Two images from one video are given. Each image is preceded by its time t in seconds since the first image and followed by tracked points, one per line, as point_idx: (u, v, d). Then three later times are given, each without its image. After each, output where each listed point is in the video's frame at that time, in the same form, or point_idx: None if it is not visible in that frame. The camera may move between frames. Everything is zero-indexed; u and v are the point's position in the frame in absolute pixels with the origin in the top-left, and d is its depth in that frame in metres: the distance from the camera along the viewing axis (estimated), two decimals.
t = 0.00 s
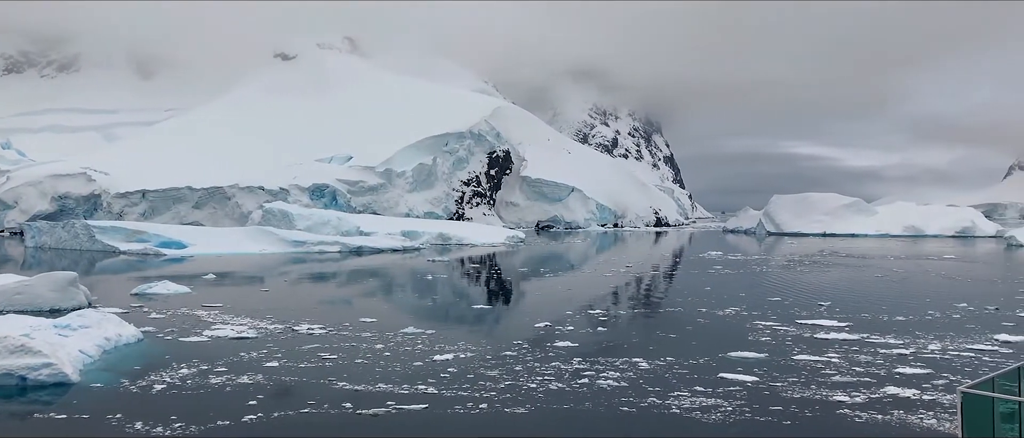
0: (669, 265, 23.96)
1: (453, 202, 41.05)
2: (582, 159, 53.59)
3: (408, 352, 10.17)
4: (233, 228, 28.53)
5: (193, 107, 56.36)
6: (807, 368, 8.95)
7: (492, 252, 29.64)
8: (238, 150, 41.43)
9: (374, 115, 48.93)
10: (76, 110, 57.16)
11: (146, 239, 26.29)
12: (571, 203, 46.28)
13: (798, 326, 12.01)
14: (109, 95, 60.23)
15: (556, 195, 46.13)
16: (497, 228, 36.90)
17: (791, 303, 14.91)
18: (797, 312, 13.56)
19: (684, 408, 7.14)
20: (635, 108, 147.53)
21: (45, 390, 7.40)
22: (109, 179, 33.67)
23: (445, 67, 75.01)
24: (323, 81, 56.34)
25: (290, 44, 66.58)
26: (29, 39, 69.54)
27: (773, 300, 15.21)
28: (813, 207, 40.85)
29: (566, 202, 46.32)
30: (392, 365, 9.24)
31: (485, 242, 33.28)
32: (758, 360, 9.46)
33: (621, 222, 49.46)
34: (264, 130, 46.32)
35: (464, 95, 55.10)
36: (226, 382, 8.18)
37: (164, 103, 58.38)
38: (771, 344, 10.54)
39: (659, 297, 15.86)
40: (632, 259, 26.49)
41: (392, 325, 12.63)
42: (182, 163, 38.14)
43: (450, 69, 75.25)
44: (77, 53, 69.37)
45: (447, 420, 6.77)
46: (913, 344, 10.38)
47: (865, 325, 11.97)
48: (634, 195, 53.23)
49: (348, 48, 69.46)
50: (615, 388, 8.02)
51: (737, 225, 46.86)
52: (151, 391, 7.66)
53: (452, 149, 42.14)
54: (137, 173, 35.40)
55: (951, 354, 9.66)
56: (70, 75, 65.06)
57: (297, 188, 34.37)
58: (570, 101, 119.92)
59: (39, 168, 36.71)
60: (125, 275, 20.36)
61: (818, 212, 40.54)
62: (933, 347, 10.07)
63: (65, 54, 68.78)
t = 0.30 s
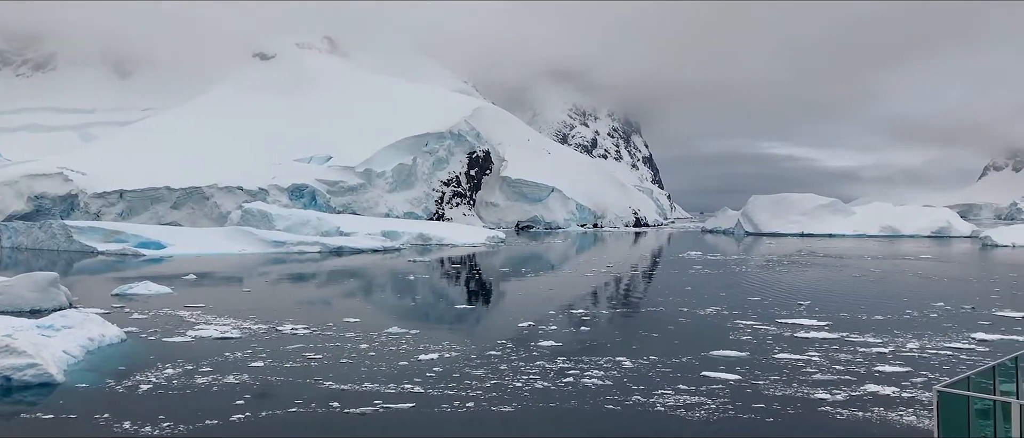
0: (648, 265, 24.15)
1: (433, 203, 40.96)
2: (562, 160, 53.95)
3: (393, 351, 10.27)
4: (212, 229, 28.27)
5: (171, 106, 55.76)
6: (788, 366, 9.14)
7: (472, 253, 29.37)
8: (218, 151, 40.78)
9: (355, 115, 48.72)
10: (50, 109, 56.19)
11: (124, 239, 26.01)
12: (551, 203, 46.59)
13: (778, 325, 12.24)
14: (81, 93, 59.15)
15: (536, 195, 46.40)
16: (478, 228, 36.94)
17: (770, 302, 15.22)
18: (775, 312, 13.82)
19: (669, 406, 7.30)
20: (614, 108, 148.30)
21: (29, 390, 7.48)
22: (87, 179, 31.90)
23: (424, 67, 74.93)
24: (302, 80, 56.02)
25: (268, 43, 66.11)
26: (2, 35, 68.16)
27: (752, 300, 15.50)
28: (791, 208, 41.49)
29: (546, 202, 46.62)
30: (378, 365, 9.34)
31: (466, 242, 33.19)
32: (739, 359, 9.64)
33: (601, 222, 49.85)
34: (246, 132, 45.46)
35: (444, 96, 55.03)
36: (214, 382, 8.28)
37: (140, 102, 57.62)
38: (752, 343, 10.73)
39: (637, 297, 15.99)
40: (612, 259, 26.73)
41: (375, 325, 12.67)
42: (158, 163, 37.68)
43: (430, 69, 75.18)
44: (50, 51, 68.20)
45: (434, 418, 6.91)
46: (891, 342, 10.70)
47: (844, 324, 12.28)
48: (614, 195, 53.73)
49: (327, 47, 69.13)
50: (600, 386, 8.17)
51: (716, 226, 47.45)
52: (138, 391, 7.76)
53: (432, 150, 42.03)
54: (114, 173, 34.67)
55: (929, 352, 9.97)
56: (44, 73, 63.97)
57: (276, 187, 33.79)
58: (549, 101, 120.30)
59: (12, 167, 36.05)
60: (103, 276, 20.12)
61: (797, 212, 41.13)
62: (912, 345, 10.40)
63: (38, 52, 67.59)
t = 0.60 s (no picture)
0: (628, 266, 24.25)
1: (413, 203, 40.48)
2: (543, 160, 54.24)
3: (378, 351, 10.28)
4: (193, 229, 27.98)
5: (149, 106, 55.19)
6: (771, 364, 9.23)
7: (453, 253, 29.17)
8: (197, 151, 40.41)
9: (335, 115, 48.53)
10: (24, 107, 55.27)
11: (103, 240, 25.72)
12: (531, 203, 46.81)
13: (759, 324, 12.43)
14: (54, 91, 58.18)
15: (516, 195, 46.63)
16: (458, 228, 36.89)
17: (750, 301, 15.48)
18: (757, 311, 14.03)
19: (654, 404, 7.35)
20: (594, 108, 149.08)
21: (14, 391, 7.61)
22: (65, 179, 31.64)
23: (405, 68, 74.82)
24: (282, 80, 55.68)
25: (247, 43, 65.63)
26: None
27: (733, 299, 15.75)
28: (770, 209, 42.03)
29: (527, 202, 46.83)
30: (363, 365, 9.36)
31: (448, 242, 33.01)
32: (722, 357, 9.72)
33: (582, 223, 50.15)
34: (226, 132, 44.97)
35: (424, 95, 55.16)
36: (199, 382, 8.34)
37: (117, 102, 56.93)
38: (734, 342, 10.85)
39: (617, 297, 16.02)
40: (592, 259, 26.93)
41: (359, 325, 12.65)
42: (135, 164, 37.27)
43: (411, 70, 75.09)
44: (25, 49, 67.12)
45: (420, 417, 6.96)
46: (871, 341, 10.99)
47: (824, 324, 12.55)
48: (594, 195, 54.16)
49: (307, 47, 68.80)
50: (584, 385, 8.22)
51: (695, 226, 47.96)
52: (123, 391, 7.82)
53: (413, 150, 41.88)
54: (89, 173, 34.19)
55: (908, 350, 10.26)
56: (18, 72, 62.94)
57: (255, 187, 33.32)
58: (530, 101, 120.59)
59: None
60: (82, 277, 19.92)
61: (775, 213, 41.67)
62: (892, 344, 10.70)
63: (13, 50, 66.53)
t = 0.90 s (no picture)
0: (608, 266, 24.52)
1: (394, 203, 40.54)
2: (524, 161, 54.54)
3: (364, 351, 10.38)
4: (173, 229, 27.75)
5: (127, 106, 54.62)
6: (752, 363, 9.50)
7: (434, 253, 29.13)
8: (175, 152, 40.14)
9: (315, 115, 48.42)
10: None
11: (83, 241, 25.47)
12: (512, 203, 46.85)
13: (741, 323, 12.74)
14: (28, 89, 57.43)
15: (497, 195, 46.58)
16: (439, 229, 36.98)
17: (730, 301, 15.81)
18: (738, 310, 14.35)
19: (639, 402, 7.51)
20: (575, 108, 149.77)
21: None
22: (41, 180, 31.37)
23: (385, 68, 74.82)
24: (262, 80, 55.45)
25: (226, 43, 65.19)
26: None
27: (713, 298, 16.09)
28: (750, 209, 42.57)
29: (507, 202, 46.85)
30: (349, 365, 9.45)
31: (430, 242, 32.96)
32: (704, 355, 9.97)
33: (562, 223, 50.55)
34: (205, 132, 44.67)
35: (404, 95, 55.14)
36: (187, 382, 8.45)
37: (93, 102, 56.22)
38: (716, 340, 11.12)
39: (597, 297, 16.19)
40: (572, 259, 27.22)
41: (344, 325, 12.72)
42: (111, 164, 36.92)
43: (392, 70, 75.10)
44: None
45: (408, 415, 7.07)
46: (851, 339, 11.35)
47: (804, 322, 12.89)
48: (575, 196, 54.62)
49: (286, 48, 68.58)
50: (570, 383, 8.37)
51: (675, 226, 48.56)
52: (110, 392, 7.94)
53: (393, 150, 41.72)
54: (64, 173, 33.84)
55: (888, 349, 10.62)
56: None
57: (234, 187, 33.26)
58: (510, 102, 120.91)
59: None
60: (61, 278, 19.78)
61: (755, 213, 42.24)
62: (871, 342, 11.06)
63: None
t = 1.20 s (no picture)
0: (588, 265, 24.78)
1: (374, 203, 40.44)
2: (504, 161, 54.83)
3: (349, 351, 10.32)
4: (153, 230, 27.48)
5: (104, 105, 53.95)
6: (735, 361, 9.76)
7: (415, 254, 29.22)
8: (153, 152, 39.78)
9: (295, 115, 48.24)
10: None
11: (62, 241, 25.16)
12: (493, 204, 46.95)
13: (723, 322, 13.06)
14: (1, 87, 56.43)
15: (479, 196, 46.67)
16: (419, 228, 37.08)
17: (713, 300, 16.09)
18: (720, 309, 14.65)
19: (626, 400, 7.40)
20: (556, 109, 150.50)
21: None
22: (17, 180, 30.94)
23: (365, 68, 74.71)
24: (241, 80, 55.09)
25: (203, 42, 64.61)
26: None
27: (695, 298, 16.39)
28: (729, 209, 43.10)
29: (488, 202, 46.93)
30: (334, 364, 9.34)
31: (412, 243, 32.88)
32: (687, 354, 10.20)
33: (543, 223, 50.87)
34: (185, 132, 44.29)
35: (384, 95, 55.03)
36: (174, 382, 8.39)
37: (69, 101, 55.44)
38: (699, 339, 11.41)
39: (577, 297, 16.34)
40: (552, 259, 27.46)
41: (328, 325, 12.74)
42: (87, 163, 36.46)
43: (371, 70, 74.99)
44: None
45: (394, 414, 6.92)
46: (831, 338, 11.72)
47: (784, 321, 13.25)
48: (555, 196, 55.02)
49: (265, 47, 68.23)
50: (555, 382, 8.25)
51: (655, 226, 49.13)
52: (97, 392, 7.92)
53: (373, 150, 41.49)
54: (38, 173, 33.38)
55: (867, 347, 10.98)
56: None
57: (214, 187, 32.95)
58: (491, 103, 121.19)
59: None
60: (40, 279, 19.56)
61: (734, 213, 42.76)
62: (851, 341, 11.43)
63: None
